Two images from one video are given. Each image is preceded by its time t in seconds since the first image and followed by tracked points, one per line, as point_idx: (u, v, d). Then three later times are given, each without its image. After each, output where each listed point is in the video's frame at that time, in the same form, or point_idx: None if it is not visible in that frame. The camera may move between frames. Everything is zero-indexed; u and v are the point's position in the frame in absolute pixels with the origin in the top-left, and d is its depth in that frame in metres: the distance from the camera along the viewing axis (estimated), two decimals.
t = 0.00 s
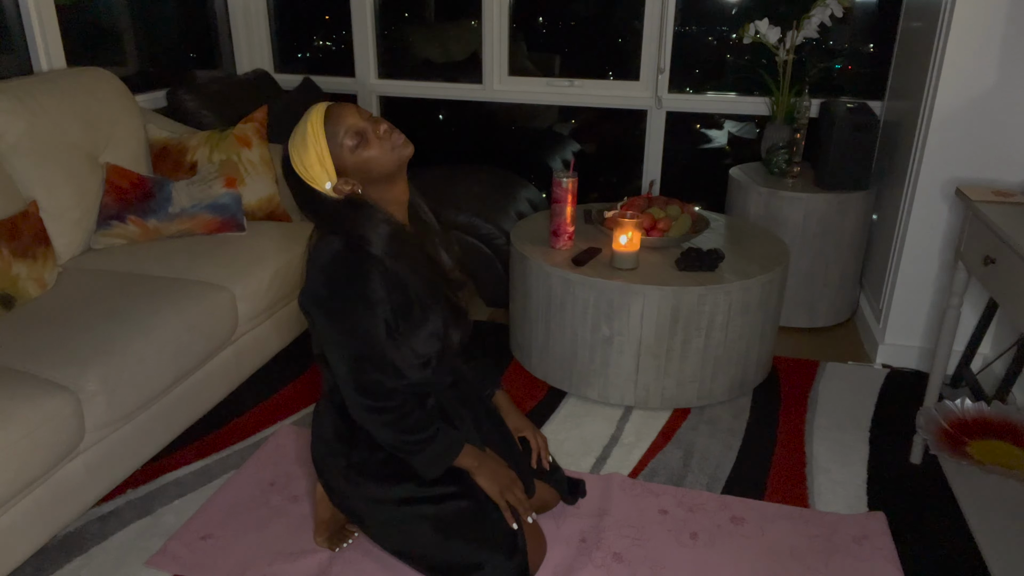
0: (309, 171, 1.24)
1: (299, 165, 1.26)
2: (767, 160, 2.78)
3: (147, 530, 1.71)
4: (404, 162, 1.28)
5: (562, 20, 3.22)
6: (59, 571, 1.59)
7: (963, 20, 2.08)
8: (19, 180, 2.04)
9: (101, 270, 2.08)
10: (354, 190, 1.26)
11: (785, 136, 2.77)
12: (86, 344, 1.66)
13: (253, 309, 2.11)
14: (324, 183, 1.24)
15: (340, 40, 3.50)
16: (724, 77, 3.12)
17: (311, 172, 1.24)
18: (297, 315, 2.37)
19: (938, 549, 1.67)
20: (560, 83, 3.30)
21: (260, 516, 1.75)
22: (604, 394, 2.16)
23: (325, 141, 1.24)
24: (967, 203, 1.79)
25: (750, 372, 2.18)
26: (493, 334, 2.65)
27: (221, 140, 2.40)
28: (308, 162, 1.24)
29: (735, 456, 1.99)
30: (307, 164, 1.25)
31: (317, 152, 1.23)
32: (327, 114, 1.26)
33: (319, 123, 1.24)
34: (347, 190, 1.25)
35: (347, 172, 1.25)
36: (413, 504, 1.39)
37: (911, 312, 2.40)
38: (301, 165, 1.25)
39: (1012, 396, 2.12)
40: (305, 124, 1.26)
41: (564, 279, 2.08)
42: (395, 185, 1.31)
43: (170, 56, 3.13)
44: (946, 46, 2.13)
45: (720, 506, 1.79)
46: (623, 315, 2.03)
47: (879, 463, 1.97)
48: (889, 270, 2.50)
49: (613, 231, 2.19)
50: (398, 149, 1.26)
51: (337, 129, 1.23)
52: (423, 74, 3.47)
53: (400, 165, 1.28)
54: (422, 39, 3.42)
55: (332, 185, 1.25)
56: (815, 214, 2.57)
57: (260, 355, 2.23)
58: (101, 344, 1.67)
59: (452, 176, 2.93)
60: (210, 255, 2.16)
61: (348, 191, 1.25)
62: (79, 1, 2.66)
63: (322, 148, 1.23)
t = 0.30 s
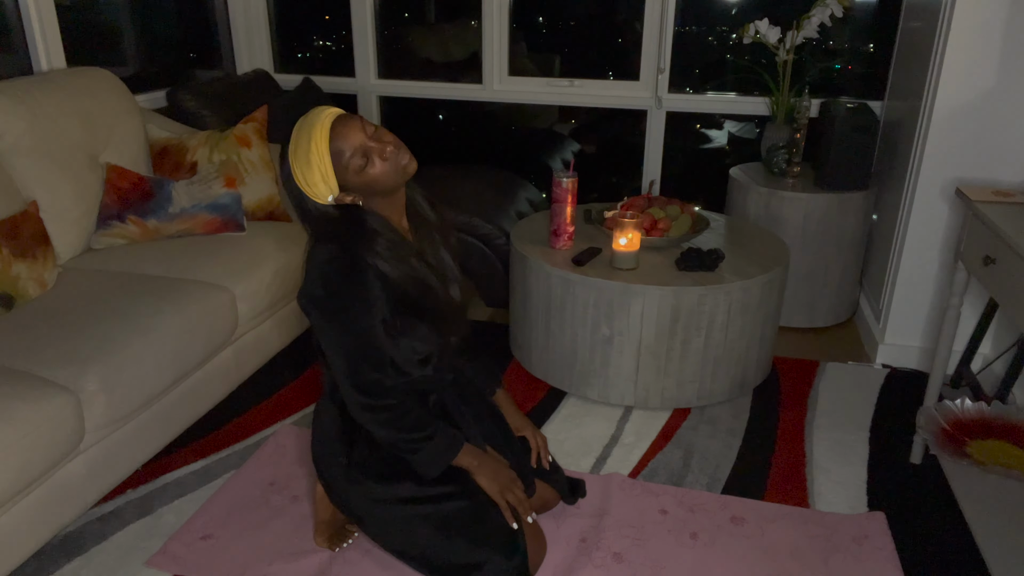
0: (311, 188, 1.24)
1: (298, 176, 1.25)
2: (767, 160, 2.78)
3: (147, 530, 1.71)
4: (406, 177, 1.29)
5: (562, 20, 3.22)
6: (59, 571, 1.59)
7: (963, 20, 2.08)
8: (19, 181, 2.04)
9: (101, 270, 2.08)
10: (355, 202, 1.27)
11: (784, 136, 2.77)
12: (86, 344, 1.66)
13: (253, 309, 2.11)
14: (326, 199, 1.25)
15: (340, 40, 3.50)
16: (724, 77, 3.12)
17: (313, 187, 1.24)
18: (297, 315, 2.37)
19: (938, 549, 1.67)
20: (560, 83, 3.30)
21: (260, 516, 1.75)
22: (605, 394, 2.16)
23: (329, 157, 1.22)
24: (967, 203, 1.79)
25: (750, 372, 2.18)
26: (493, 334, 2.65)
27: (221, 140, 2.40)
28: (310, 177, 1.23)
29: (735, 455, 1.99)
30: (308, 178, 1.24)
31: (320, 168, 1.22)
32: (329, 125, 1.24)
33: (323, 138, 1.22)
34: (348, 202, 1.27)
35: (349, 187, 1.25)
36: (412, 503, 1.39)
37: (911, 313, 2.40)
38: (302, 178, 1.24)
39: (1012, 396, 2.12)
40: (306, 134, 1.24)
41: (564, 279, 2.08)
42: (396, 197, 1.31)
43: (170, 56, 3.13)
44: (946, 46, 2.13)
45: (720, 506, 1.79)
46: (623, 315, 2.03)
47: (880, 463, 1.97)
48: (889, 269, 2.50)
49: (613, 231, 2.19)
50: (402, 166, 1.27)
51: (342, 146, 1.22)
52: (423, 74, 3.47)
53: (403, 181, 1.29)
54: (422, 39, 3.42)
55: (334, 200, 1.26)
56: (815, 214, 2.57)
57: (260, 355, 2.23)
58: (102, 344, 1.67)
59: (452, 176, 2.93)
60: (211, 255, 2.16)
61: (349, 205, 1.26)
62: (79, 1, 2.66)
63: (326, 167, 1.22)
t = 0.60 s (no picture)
0: (316, 195, 1.20)
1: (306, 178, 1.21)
2: (767, 160, 2.78)
3: (147, 530, 1.71)
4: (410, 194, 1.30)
5: (562, 20, 3.22)
6: (59, 571, 1.59)
7: (963, 19, 2.08)
8: (20, 181, 2.04)
9: (101, 270, 2.08)
10: (352, 209, 1.27)
11: (784, 136, 2.77)
12: (86, 344, 1.66)
13: (253, 309, 2.11)
14: (330, 209, 1.22)
15: (340, 40, 3.50)
16: (724, 77, 3.12)
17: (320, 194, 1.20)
18: (298, 315, 2.37)
19: (937, 549, 1.67)
20: (560, 83, 3.30)
21: (260, 516, 1.75)
22: (605, 394, 2.16)
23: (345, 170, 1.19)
24: (967, 203, 1.79)
25: (750, 372, 2.18)
26: (493, 334, 2.66)
27: (221, 140, 2.40)
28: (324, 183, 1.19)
29: (735, 455, 1.99)
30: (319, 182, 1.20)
31: (336, 184, 1.19)
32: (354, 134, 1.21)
33: (345, 153, 1.18)
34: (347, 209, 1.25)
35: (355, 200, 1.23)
36: (412, 503, 1.39)
37: (911, 313, 2.40)
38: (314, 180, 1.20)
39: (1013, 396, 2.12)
40: (326, 139, 1.19)
41: (564, 279, 2.08)
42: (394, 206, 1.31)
43: (170, 56, 3.13)
44: (946, 46, 2.13)
45: (720, 506, 1.79)
46: (623, 315, 2.03)
47: (880, 463, 1.97)
48: (890, 269, 2.50)
49: (613, 231, 2.19)
50: (411, 191, 1.27)
51: (361, 165, 1.20)
52: (422, 74, 3.47)
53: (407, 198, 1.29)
54: (422, 39, 3.42)
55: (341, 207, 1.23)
56: (815, 214, 2.57)
57: (260, 355, 2.23)
58: (102, 344, 1.67)
59: (451, 177, 2.93)
60: (211, 255, 2.16)
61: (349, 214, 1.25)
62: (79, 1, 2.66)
63: (342, 184, 1.19)
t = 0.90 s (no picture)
0: (340, 191, 1.18)
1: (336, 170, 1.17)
2: (767, 160, 2.78)
3: (147, 530, 1.71)
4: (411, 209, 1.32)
5: (562, 19, 3.22)
6: (59, 571, 1.59)
7: (963, 19, 2.08)
8: (19, 181, 2.04)
9: (101, 270, 2.08)
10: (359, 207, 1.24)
11: (784, 136, 2.77)
12: (87, 344, 1.66)
13: (253, 309, 2.11)
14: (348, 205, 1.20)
15: (340, 40, 3.50)
16: (724, 77, 3.12)
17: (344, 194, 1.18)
18: (298, 314, 2.37)
19: (937, 549, 1.67)
20: (560, 83, 3.30)
21: (260, 516, 1.75)
22: (605, 393, 2.16)
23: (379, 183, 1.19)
24: (967, 203, 1.79)
25: (750, 372, 2.18)
26: (493, 333, 2.65)
27: (221, 140, 2.40)
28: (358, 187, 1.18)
29: (735, 455, 1.99)
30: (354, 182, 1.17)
31: (371, 191, 1.19)
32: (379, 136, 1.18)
33: (392, 172, 1.19)
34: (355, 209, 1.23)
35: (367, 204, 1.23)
36: (412, 503, 1.39)
37: (911, 313, 2.40)
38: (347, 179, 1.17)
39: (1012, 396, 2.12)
40: (378, 151, 1.17)
41: (564, 279, 2.08)
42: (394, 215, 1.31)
43: (170, 56, 3.13)
44: (946, 46, 2.13)
45: (721, 506, 1.79)
46: (623, 315, 2.03)
47: (880, 463, 1.97)
48: (890, 269, 2.50)
49: (613, 230, 2.19)
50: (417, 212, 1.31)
51: (399, 184, 1.21)
52: (423, 74, 3.47)
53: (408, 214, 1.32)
54: (422, 39, 3.42)
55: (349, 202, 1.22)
56: (815, 214, 2.57)
57: (260, 355, 2.23)
58: (102, 344, 1.66)
59: (451, 177, 2.93)
60: (211, 255, 2.16)
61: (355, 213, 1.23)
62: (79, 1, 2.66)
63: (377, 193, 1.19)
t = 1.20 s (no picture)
0: (378, 178, 1.17)
1: (375, 161, 1.17)
2: (767, 160, 2.79)
3: (147, 530, 1.71)
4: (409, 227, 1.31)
5: (562, 19, 3.22)
6: (59, 570, 1.59)
7: (963, 19, 2.08)
8: (19, 181, 2.04)
9: (101, 270, 2.08)
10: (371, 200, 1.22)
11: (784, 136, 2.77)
12: (87, 344, 1.66)
13: (253, 309, 2.11)
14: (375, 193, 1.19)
15: (340, 40, 3.50)
16: (724, 77, 3.12)
17: (376, 182, 1.18)
18: (297, 315, 2.37)
19: (936, 549, 1.67)
20: (560, 83, 3.30)
21: (260, 516, 1.75)
22: (605, 393, 2.16)
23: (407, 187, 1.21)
24: (967, 203, 1.79)
25: (750, 372, 2.18)
26: (493, 334, 2.66)
27: (221, 140, 2.40)
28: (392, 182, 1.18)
29: (735, 455, 1.99)
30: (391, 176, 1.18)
31: (402, 191, 1.19)
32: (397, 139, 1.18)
33: (428, 186, 1.21)
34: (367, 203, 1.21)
35: (379, 203, 1.23)
36: (412, 503, 1.39)
37: (911, 313, 2.40)
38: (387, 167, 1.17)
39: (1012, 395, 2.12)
40: (427, 162, 1.19)
41: (564, 279, 2.08)
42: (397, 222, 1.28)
43: (169, 56, 3.13)
44: (946, 46, 2.13)
45: (720, 506, 1.79)
46: (623, 315, 2.03)
47: (879, 463, 1.97)
48: (889, 269, 2.50)
49: (613, 231, 2.19)
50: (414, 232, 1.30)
51: (426, 200, 1.23)
52: (422, 74, 3.47)
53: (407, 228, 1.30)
54: (422, 39, 3.42)
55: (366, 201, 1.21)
56: (815, 214, 2.57)
57: (260, 355, 2.22)
58: (102, 344, 1.66)
59: (451, 177, 2.93)
60: (210, 255, 2.16)
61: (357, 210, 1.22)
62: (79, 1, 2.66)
63: (405, 196, 1.20)
